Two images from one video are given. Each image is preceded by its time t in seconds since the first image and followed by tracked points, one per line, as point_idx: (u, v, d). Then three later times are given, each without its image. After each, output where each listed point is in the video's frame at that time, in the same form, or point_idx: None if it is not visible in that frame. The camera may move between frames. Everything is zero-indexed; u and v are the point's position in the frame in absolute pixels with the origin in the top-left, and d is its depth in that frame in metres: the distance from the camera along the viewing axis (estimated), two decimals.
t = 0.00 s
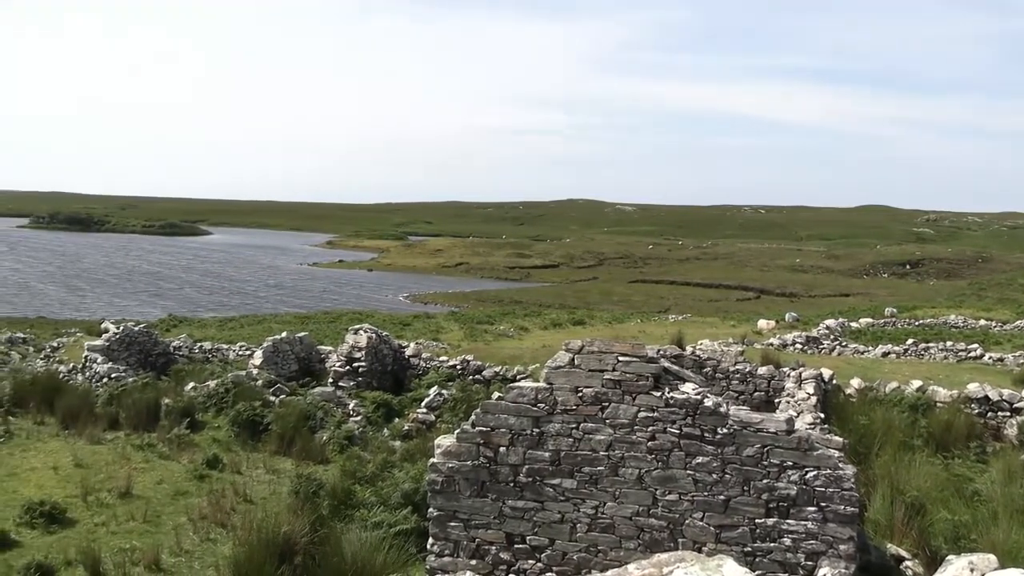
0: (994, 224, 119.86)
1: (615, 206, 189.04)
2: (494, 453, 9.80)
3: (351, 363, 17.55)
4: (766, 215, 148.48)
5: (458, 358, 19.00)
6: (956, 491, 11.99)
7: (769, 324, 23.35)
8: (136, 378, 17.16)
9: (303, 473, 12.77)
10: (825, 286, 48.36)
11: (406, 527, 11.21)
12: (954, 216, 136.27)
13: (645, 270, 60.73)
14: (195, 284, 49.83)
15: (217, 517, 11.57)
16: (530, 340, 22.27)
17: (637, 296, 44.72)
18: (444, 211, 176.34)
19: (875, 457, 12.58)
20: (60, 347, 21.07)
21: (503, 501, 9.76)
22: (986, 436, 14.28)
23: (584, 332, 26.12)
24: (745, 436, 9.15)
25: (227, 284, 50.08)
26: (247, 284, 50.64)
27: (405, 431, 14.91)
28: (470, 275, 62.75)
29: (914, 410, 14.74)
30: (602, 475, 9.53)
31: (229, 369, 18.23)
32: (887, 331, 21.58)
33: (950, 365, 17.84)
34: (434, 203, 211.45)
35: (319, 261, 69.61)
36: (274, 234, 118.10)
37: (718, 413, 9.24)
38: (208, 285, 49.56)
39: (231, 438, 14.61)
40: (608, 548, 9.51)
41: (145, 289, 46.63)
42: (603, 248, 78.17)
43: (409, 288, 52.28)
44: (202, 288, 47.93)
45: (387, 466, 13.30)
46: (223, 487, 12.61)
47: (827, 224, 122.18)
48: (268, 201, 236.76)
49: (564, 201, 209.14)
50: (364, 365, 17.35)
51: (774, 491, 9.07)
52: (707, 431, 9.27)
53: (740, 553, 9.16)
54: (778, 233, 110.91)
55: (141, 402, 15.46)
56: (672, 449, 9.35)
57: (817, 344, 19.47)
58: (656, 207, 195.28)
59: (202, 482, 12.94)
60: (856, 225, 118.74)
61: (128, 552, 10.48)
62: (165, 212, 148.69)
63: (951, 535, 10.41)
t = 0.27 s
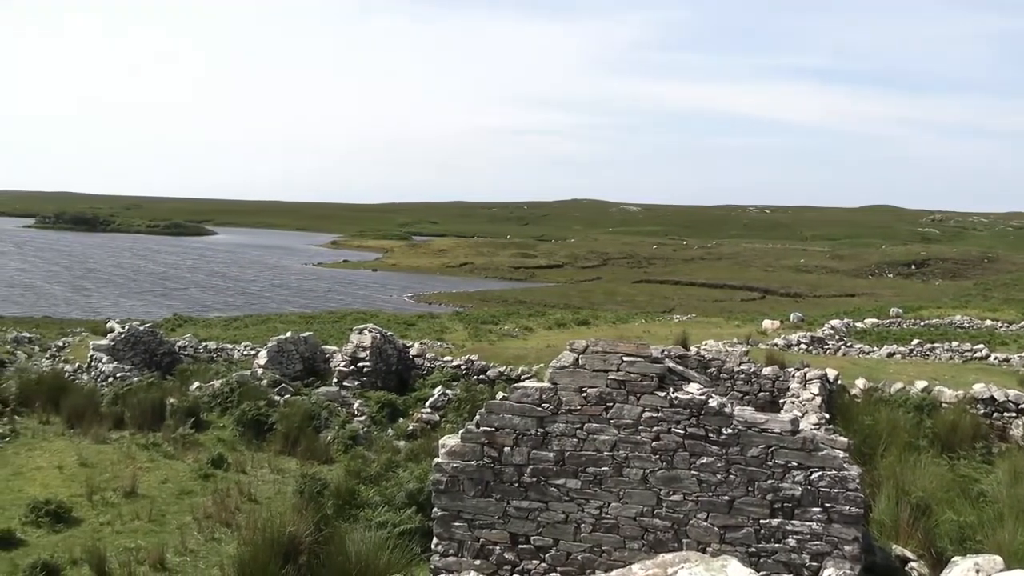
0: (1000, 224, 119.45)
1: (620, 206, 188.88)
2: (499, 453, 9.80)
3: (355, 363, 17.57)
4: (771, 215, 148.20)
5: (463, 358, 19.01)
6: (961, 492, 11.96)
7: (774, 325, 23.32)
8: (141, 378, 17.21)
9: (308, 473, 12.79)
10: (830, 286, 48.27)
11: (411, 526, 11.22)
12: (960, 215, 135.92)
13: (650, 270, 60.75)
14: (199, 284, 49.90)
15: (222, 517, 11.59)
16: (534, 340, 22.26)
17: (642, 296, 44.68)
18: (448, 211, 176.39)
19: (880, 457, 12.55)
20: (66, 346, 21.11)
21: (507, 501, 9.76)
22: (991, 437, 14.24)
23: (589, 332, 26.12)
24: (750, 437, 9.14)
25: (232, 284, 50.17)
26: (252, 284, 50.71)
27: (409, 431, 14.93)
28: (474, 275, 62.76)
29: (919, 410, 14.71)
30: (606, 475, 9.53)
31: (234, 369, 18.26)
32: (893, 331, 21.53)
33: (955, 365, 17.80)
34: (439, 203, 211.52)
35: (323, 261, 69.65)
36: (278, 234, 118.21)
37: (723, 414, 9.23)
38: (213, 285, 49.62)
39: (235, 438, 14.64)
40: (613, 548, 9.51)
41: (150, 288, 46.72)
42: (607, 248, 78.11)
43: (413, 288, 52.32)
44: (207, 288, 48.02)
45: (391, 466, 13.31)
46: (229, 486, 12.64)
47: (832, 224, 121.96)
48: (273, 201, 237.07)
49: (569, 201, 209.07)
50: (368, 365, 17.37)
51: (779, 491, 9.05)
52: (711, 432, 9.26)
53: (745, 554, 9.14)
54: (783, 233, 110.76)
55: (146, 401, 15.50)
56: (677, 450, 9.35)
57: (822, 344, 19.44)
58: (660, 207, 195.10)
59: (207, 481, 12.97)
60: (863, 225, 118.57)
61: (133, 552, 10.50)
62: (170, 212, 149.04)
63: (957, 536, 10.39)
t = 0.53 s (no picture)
0: None
1: (631, 206, 188.67)
2: (509, 453, 9.80)
3: (366, 363, 17.61)
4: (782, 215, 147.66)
5: (473, 358, 19.02)
6: (974, 494, 11.87)
7: (785, 325, 23.26)
8: (153, 377, 17.30)
9: (319, 472, 12.82)
10: (842, 287, 48.06)
11: (421, 526, 11.25)
12: (973, 215, 135.09)
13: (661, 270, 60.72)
14: (211, 284, 50.11)
15: (234, 516, 11.64)
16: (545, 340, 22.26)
17: (653, 296, 44.60)
18: (459, 211, 176.58)
19: (892, 459, 12.49)
20: (79, 345, 21.24)
21: (518, 501, 9.76)
22: (1005, 438, 14.14)
23: (600, 332, 26.11)
24: (761, 438, 9.10)
25: (244, 284, 50.36)
26: (264, 284, 50.90)
27: (419, 431, 14.96)
28: (484, 275, 62.80)
29: (932, 412, 14.63)
30: (617, 475, 9.51)
31: (246, 368, 18.34)
32: (906, 331, 21.42)
33: (968, 366, 17.69)
34: (452, 204, 211.67)
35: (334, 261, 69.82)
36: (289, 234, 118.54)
37: (734, 414, 9.20)
38: (224, 284, 49.82)
39: (247, 437, 14.70)
40: (623, 548, 9.49)
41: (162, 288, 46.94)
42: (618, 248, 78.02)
43: (423, 288, 52.39)
44: (218, 287, 48.23)
45: (402, 465, 13.33)
46: (240, 485, 12.69)
47: (844, 224, 121.44)
48: (283, 201, 237.90)
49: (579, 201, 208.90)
50: (379, 365, 17.41)
51: (791, 493, 9.01)
52: (723, 433, 9.23)
53: (756, 555, 9.11)
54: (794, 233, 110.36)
55: (158, 400, 15.58)
56: (688, 451, 9.32)
57: (834, 345, 19.36)
58: (671, 207, 194.71)
59: (219, 480, 13.03)
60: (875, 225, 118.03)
61: (145, 550, 10.56)
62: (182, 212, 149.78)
63: (970, 538, 10.32)
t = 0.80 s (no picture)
0: None
1: (642, 206, 188.32)
2: (521, 453, 9.79)
3: (378, 363, 17.65)
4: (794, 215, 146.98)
5: (485, 358, 19.02)
6: (989, 496, 11.77)
7: (798, 325, 23.16)
8: (167, 376, 17.39)
9: (331, 472, 12.86)
10: (855, 287, 47.79)
11: (433, 525, 11.26)
12: (988, 216, 134.17)
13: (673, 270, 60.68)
14: (223, 283, 50.31)
15: (246, 514, 11.68)
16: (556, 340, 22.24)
17: (665, 296, 44.49)
18: (470, 211, 176.64)
19: (906, 461, 12.40)
20: (93, 344, 21.38)
21: (529, 501, 9.75)
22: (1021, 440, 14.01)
23: (612, 333, 26.08)
24: (774, 438, 9.07)
25: (256, 283, 50.54)
26: (276, 284, 51.09)
27: (431, 431, 14.97)
28: (495, 275, 62.81)
29: (946, 413, 14.53)
30: (628, 476, 9.49)
31: (258, 367, 18.40)
32: (920, 332, 21.28)
33: (983, 368, 17.55)
34: (463, 204, 211.83)
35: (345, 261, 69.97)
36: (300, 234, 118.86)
37: (746, 415, 9.16)
38: (236, 284, 50.03)
39: (259, 436, 14.76)
40: (635, 549, 9.47)
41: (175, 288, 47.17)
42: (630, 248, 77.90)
43: (435, 288, 52.43)
44: (230, 287, 48.44)
45: (413, 465, 13.35)
46: (252, 484, 12.74)
47: (857, 224, 120.83)
48: (295, 202, 238.64)
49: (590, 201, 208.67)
50: (390, 364, 17.44)
51: (803, 494, 8.97)
52: (735, 433, 9.20)
53: (768, 556, 9.08)
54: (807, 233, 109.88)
55: (171, 399, 15.65)
56: (700, 451, 9.29)
57: (847, 345, 19.25)
58: (682, 207, 194.27)
59: (232, 479, 13.09)
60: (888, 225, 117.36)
61: (158, 548, 10.62)
62: (195, 212, 150.50)
63: (984, 541, 10.23)
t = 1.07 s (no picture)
0: None
1: (660, 205, 188.06)
2: (532, 453, 9.79)
3: (389, 363, 17.69)
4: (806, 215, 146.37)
5: (496, 358, 19.02)
6: (1004, 498, 11.67)
7: (809, 325, 23.09)
8: (179, 375, 17.48)
9: (342, 471, 12.89)
10: (868, 287, 47.56)
11: (444, 525, 11.27)
12: (1002, 216, 133.30)
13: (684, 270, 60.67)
14: (234, 283, 50.52)
15: (258, 513, 11.73)
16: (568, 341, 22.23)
17: (676, 296, 44.39)
18: (481, 211, 176.73)
19: (919, 462, 12.33)
20: (106, 344, 21.50)
21: (540, 501, 9.75)
22: None
23: (623, 333, 26.07)
24: (786, 439, 9.03)
25: (267, 283, 50.72)
26: (287, 284, 51.24)
27: (442, 431, 15.00)
28: (505, 275, 62.83)
29: (960, 414, 14.45)
30: (639, 476, 9.47)
31: (270, 367, 18.47)
32: (933, 333, 21.15)
33: (997, 369, 17.44)
34: (473, 204, 211.95)
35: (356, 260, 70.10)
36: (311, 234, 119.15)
37: (758, 416, 9.13)
38: (247, 284, 50.22)
39: (271, 435, 14.81)
40: (646, 550, 9.45)
41: (187, 288, 47.39)
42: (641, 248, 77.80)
43: (446, 288, 52.47)
44: (241, 287, 48.63)
45: (424, 465, 13.38)
46: (264, 483, 12.79)
47: (870, 224, 120.28)
48: (305, 201, 239.34)
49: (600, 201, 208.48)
50: (402, 364, 17.47)
51: (815, 495, 8.93)
52: (746, 434, 9.16)
53: (780, 558, 9.04)
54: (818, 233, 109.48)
55: (184, 399, 15.72)
56: (711, 452, 9.26)
57: (860, 346, 19.16)
58: (692, 207, 193.84)
59: (244, 478, 13.14)
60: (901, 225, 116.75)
61: (171, 546, 10.67)
62: (208, 212, 151.19)
63: (998, 543, 10.15)
